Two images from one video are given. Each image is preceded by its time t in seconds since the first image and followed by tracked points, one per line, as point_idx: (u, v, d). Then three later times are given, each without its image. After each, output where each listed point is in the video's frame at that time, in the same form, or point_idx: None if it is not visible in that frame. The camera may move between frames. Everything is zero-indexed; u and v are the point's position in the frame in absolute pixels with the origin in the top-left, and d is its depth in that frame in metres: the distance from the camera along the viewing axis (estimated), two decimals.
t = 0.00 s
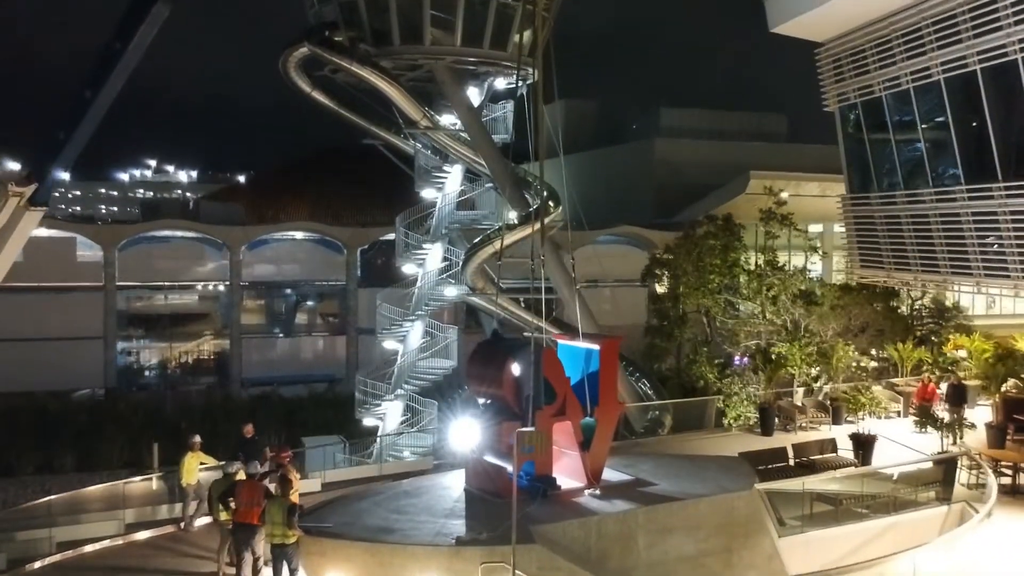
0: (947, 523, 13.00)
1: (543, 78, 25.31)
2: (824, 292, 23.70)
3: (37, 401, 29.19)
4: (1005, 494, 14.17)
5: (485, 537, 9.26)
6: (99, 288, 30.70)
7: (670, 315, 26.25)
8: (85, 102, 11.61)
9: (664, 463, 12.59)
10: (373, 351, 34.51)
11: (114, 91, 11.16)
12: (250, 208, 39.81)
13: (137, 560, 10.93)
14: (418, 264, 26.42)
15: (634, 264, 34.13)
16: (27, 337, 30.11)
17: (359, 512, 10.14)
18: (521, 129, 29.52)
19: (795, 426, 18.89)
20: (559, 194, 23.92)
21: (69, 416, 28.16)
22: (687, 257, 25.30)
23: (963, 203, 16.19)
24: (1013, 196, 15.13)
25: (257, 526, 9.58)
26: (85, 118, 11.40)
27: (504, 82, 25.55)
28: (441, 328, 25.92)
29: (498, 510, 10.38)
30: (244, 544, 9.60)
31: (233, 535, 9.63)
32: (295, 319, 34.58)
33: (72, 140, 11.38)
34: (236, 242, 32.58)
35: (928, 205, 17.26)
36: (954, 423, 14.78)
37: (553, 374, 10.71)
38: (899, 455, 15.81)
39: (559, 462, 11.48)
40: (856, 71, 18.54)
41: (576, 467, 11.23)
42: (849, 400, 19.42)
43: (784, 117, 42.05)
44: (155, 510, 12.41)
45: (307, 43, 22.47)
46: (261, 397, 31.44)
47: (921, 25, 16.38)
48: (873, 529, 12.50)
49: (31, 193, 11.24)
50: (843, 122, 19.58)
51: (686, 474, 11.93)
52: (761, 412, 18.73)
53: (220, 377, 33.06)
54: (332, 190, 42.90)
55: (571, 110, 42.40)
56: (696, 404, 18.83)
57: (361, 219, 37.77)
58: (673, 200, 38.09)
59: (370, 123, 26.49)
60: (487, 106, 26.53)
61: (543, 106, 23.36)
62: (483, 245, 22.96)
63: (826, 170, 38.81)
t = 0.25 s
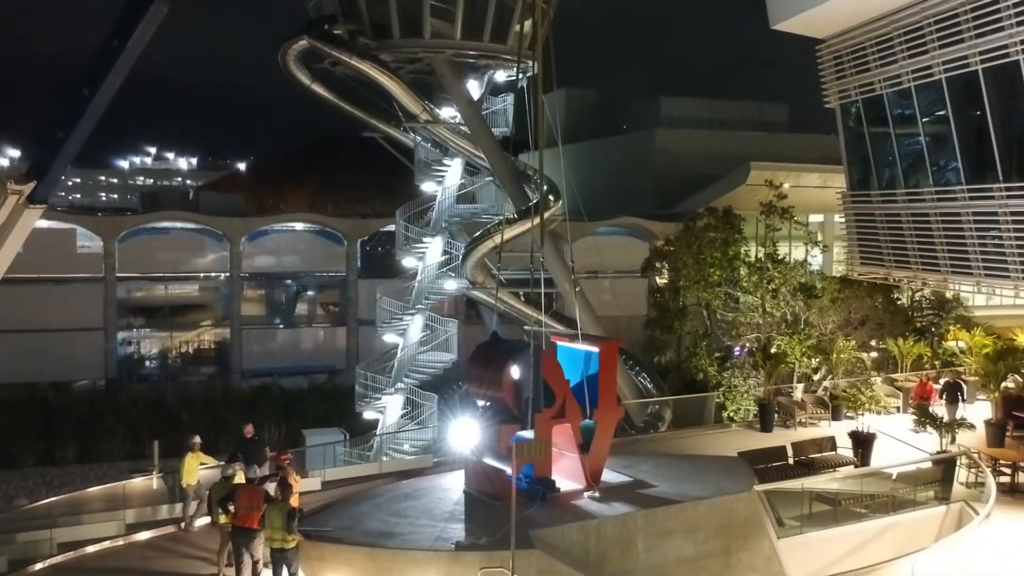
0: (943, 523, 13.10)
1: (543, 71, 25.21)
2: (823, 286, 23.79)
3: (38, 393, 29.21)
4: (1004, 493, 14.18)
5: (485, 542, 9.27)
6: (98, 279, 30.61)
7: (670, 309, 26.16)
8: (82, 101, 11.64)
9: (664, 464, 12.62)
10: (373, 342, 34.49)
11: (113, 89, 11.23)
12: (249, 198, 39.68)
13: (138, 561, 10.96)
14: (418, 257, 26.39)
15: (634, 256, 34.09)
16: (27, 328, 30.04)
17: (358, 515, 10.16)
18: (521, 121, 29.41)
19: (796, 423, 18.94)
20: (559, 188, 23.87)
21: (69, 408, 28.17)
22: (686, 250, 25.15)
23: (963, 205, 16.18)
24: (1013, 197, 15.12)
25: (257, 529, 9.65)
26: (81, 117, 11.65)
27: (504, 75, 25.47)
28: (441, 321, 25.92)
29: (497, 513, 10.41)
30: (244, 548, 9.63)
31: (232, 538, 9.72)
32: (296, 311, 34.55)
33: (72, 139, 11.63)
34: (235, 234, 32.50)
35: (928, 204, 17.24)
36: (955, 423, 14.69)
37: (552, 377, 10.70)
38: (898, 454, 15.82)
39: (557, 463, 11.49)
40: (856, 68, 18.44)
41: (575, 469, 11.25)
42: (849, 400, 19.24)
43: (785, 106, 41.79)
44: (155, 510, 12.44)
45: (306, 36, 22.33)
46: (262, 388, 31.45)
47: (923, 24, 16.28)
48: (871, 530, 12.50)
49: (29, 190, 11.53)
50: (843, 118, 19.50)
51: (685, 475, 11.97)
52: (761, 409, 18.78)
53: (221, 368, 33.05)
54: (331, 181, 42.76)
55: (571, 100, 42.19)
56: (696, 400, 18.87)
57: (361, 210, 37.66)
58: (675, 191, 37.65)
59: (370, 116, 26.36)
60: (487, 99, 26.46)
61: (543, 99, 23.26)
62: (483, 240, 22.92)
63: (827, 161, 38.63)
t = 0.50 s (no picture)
0: (944, 519, 13.15)
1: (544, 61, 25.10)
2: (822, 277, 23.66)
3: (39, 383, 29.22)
4: (1004, 489, 14.21)
5: (486, 546, 9.30)
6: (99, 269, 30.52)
7: (671, 302, 25.91)
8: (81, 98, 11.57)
9: (666, 463, 12.66)
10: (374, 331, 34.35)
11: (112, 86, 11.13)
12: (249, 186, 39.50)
13: (140, 561, 11.00)
14: (418, 248, 26.35)
15: (636, 244, 33.90)
16: (28, 317, 29.96)
17: (360, 518, 10.20)
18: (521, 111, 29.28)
19: (796, 415, 18.99)
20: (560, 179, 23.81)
21: (70, 397, 28.19)
22: (687, 240, 24.91)
23: (967, 201, 16.13)
24: (1015, 196, 15.12)
25: (259, 532, 9.68)
26: (80, 114, 11.61)
27: (505, 65, 25.35)
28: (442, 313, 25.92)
29: (499, 514, 10.44)
30: (246, 550, 9.67)
31: (234, 540, 9.77)
32: (296, 299, 34.59)
33: (72, 135, 11.62)
34: (236, 223, 32.40)
35: (930, 200, 17.22)
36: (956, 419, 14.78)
37: (553, 378, 10.71)
38: (900, 451, 15.81)
39: (558, 463, 11.52)
40: (859, 63, 18.33)
41: (576, 469, 11.29)
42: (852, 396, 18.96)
43: (787, 92, 41.46)
44: (157, 508, 12.47)
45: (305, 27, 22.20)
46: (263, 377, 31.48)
47: (927, 20, 16.17)
48: (873, 527, 12.51)
49: (29, 186, 11.54)
50: (846, 111, 19.41)
51: (686, 474, 12.03)
52: (761, 403, 18.81)
53: (222, 357, 33.03)
54: (331, 168, 42.53)
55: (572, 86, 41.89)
56: (696, 395, 18.94)
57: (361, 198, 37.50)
58: (677, 178, 37.35)
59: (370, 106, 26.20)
60: (487, 90, 26.35)
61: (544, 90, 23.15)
62: (483, 232, 22.89)
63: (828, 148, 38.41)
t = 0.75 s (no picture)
0: (942, 515, 13.22)
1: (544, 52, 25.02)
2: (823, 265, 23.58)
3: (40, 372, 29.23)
4: (1003, 485, 14.28)
5: (487, 547, 9.36)
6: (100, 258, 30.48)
7: (671, 293, 25.87)
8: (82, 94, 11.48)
9: (665, 460, 12.72)
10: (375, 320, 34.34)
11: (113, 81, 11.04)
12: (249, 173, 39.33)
13: (143, 560, 11.06)
14: (419, 240, 26.36)
15: (637, 232, 33.82)
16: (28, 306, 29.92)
17: (361, 518, 10.27)
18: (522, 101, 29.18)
19: (796, 409, 19.06)
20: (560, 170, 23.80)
21: (72, 387, 28.22)
22: (688, 231, 24.83)
23: (968, 200, 16.13)
24: (1016, 195, 15.12)
25: (261, 532, 9.75)
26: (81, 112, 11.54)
27: (506, 56, 25.27)
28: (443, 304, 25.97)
29: (499, 514, 10.51)
30: (248, 550, 9.74)
31: (236, 540, 9.83)
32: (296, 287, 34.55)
33: (74, 130, 11.44)
34: (236, 212, 32.34)
35: (930, 197, 17.23)
36: (955, 415, 14.61)
37: (553, 378, 10.76)
38: (900, 446, 15.76)
39: (558, 462, 11.58)
40: (860, 59, 18.31)
41: (576, 468, 11.34)
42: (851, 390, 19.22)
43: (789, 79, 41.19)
44: (158, 505, 12.52)
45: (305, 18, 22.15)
46: (264, 366, 31.52)
47: (928, 17, 16.11)
48: (872, 524, 12.57)
49: (31, 181, 11.26)
50: (848, 105, 19.40)
51: (686, 473, 12.10)
52: (761, 398, 18.88)
53: (223, 345, 33.03)
54: (330, 155, 42.34)
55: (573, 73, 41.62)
56: (695, 388, 19.03)
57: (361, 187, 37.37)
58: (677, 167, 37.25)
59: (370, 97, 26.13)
60: (488, 80, 26.28)
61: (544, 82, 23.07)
62: (483, 224, 22.88)
63: (830, 136, 38.22)
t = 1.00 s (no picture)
0: (940, 513, 13.30)
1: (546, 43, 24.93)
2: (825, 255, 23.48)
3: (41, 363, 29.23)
4: (1000, 481, 14.37)
5: (489, 551, 9.45)
6: (101, 247, 30.43)
7: (672, 283, 26.02)
8: (82, 93, 11.51)
9: (665, 460, 12.81)
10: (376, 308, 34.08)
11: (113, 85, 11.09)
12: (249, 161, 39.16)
13: (147, 560, 11.17)
14: (420, 231, 26.37)
15: (639, 221, 33.70)
16: (29, 295, 29.86)
17: (363, 520, 10.37)
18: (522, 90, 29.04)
19: (795, 402, 19.13)
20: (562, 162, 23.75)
21: (74, 377, 28.24)
22: (689, 222, 24.78)
23: (969, 201, 16.15)
24: (1017, 195, 15.15)
25: (264, 534, 9.85)
26: (81, 111, 11.51)
27: (507, 46, 25.16)
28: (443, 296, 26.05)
29: (500, 515, 10.61)
30: (252, 551, 9.86)
31: (240, 542, 9.94)
32: (297, 275, 34.50)
33: (73, 130, 11.51)
34: (236, 201, 32.25)
35: (931, 196, 17.24)
36: (954, 414, 14.49)
37: (554, 380, 10.84)
38: (899, 443, 15.76)
39: (559, 462, 11.68)
40: (862, 55, 18.28)
41: (576, 469, 11.42)
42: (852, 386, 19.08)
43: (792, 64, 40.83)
44: (163, 504, 12.62)
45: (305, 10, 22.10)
46: (265, 355, 31.55)
47: (931, 17, 16.06)
48: (870, 522, 12.66)
49: (31, 180, 11.33)
50: (849, 101, 19.39)
51: (685, 472, 12.19)
52: (761, 391, 18.96)
53: (224, 334, 33.01)
54: (330, 141, 42.09)
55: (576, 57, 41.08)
56: (695, 382, 19.13)
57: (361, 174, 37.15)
58: (680, 151, 36.58)
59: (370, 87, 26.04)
60: (488, 71, 26.18)
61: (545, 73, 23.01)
62: (484, 217, 22.88)
63: (831, 124, 37.97)
